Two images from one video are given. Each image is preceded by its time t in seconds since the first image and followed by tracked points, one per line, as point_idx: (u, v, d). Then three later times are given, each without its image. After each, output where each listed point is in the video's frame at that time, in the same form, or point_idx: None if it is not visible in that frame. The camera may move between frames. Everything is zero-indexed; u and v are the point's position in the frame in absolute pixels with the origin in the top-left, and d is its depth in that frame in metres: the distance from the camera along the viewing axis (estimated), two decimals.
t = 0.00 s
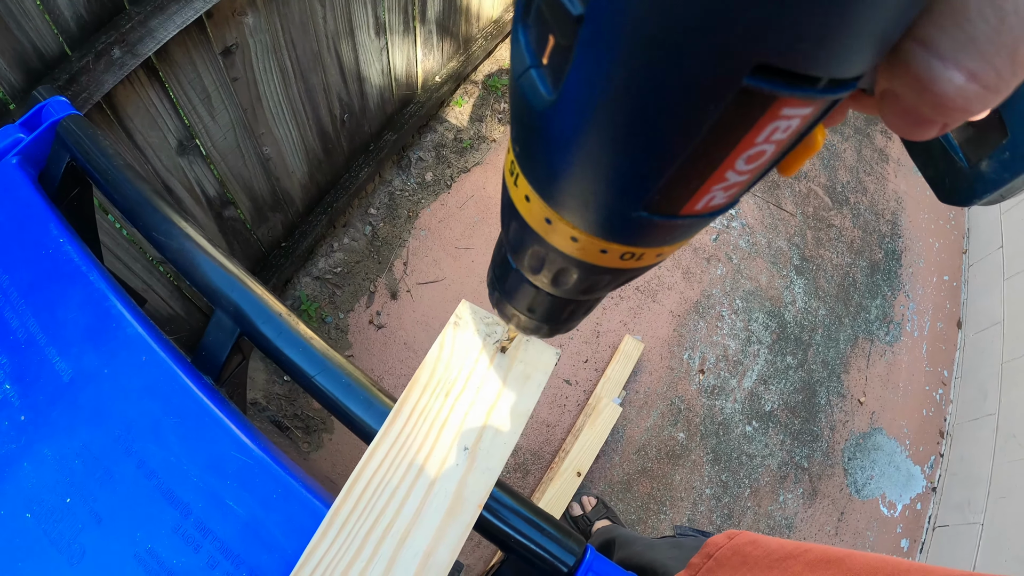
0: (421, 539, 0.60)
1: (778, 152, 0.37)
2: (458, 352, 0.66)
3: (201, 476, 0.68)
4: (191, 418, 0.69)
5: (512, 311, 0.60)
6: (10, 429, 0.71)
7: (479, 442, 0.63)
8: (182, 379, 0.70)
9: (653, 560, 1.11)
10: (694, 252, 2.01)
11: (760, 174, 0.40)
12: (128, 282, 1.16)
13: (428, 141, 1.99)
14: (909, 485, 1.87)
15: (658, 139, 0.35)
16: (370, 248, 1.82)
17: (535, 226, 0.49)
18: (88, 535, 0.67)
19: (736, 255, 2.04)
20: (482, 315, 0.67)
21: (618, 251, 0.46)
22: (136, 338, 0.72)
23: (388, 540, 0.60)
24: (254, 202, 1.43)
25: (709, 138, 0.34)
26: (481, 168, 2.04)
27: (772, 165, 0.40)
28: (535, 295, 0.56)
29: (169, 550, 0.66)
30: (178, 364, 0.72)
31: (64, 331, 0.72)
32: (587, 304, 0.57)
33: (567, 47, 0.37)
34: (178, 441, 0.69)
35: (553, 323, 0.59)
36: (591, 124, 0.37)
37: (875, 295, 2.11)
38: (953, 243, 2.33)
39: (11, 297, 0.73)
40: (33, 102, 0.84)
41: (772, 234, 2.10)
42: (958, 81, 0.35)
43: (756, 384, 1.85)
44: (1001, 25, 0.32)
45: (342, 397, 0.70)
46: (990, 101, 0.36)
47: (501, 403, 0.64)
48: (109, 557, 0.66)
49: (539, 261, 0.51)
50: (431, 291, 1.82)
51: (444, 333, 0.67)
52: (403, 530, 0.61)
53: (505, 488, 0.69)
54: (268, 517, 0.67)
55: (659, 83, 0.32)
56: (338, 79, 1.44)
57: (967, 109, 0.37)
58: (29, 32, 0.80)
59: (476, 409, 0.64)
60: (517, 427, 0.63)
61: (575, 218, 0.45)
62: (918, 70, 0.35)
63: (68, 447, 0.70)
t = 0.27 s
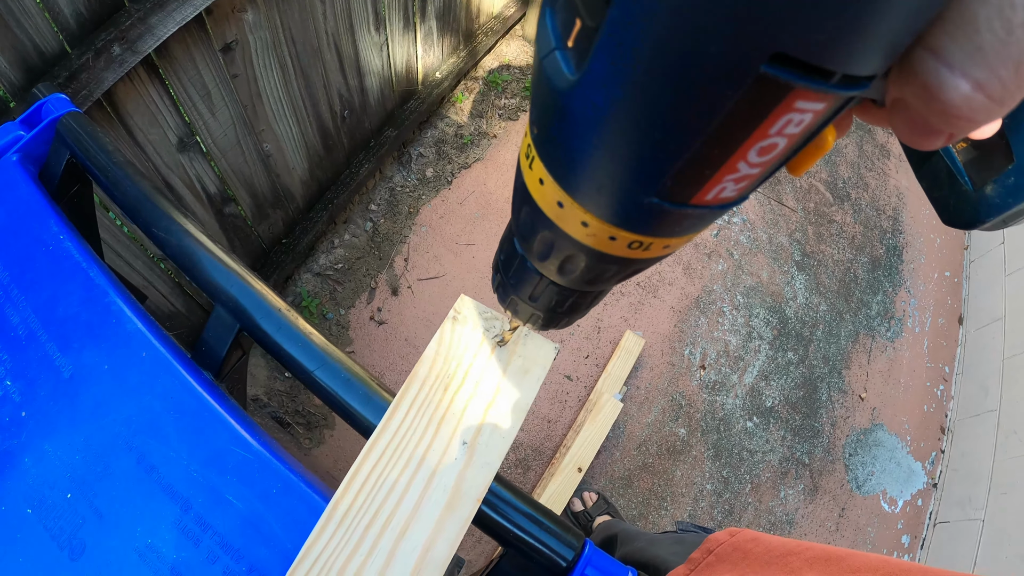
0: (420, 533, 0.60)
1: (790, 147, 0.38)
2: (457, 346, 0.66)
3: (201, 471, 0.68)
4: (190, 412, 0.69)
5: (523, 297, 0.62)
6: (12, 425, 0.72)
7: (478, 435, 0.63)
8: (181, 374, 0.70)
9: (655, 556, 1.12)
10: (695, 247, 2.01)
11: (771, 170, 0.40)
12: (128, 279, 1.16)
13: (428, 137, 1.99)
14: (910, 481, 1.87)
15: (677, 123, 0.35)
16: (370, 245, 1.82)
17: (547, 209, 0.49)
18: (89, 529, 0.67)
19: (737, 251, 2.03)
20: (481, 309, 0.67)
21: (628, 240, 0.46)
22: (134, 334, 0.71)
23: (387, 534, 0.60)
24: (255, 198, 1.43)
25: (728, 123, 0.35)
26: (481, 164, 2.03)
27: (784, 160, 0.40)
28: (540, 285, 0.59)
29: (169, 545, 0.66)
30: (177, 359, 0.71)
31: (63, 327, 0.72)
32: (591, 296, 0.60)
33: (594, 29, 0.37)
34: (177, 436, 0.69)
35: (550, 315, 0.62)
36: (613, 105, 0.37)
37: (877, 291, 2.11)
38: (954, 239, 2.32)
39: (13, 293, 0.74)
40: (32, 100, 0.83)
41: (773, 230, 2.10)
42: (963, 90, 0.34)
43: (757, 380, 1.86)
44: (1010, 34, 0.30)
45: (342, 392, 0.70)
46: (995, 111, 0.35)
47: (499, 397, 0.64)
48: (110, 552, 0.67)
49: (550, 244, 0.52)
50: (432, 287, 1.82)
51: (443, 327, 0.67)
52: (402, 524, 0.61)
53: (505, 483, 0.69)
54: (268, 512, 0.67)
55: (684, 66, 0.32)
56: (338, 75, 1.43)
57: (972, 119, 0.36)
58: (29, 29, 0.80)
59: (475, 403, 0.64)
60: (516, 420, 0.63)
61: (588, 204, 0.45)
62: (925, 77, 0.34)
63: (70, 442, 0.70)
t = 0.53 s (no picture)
0: (420, 532, 0.60)
1: (780, 138, 0.34)
2: (457, 344, 0.66)
3: (201, 469, 0.68)
4: (190, 411, 0.69)
5: (508, 302, 0.58)
6: (11, 424, 0.72)
7: (479, 434, 0.63)
8: (181, 372, 0.70)
9: (658, 552, 1.12)
10: (698, 244, 2.01)
11: (762, 163, 0.37)
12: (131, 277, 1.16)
13: (431, 134, 1.98)
14: (913, 478, 1.87)
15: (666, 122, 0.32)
16: (373, 241, 1.81)
17: (533, 209, 0.45)
18: (90, 528, 0.67)
19: (741, 247, 2.03)
20: (482, 308, 0.67)
21: (619, 238, 0.42)
22: (133, 331, 0.71)
23: (387, 533, 0.60)
24: (257, 195, 1.42)
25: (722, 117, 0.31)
26: (484, 161, 2.02)
27: (778, 150, 0.36)
28: (524, 277, 0.53)
29: (170, 544, 0.66)
30: (177, 356, 0.71)
31: (63, 325, 0.72)
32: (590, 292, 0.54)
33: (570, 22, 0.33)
34: (177, 434, 0.69)
35: (550, 315, 0.57)
36: (596, 102, 0.34)
37: (880, 288, 2.10)
38: (959, 235, 2.31)
39: (12, 292, 0.74)
40: (33, 98, 0.83)
41: (777, 226, 2.09)
42: (959, 73, 0.32)
43: (760, 377, 1.85)
44: (1005, 14, 0.29)
45: (341, 390, 0.69)
46: (992, 97, 0.33)
47: (500, 395, 0.64)
48: (110, 551, 0.67)
49: (538, 245, 0.48)
50: (434, 284, 1.81)
51: (443, 325, 0.67)
52: (402, 523, 0.60)
53: (505, 482, 0.70)
54: (268, 511, 0.67)
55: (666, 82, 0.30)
56: (339, 72, 1.43)
57: (968, 104, 0.35)
58: (29, 28, 0.79)
59: (476, 401, 0.64)
60: (516, 419, 0.63)
61: (575, 203, 0.41)
62: (917, 62, 0.32)
63: (71, 440, 0.70)
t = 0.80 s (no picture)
0: (417, 531, 0.59)
1: (789, 135, 0.34)
2: (455, 342, 0.65)
3: (199, 468, 0.68)
4: (188, 410, 0.69)
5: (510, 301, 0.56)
6: (10, 424, 0.71)
7: (477, 432, 0.62)
8: (179, 371, 0.70)
9: (659, 547, 1.12)
10: (700, 241, 2.00)
11: (769, 161, 0.36)
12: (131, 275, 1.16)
13: (432, 131, 1.97)
14: (915, 476, 1.87)
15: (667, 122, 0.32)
16: (374, 240, 1.81)
17: (537, 206, 0.45)
18: (89, 526, 0.66)
19: (742, 244, 2.02)
20: (480, 305, 0.65)
21: (622, 235, 0.42)
22: (131, 331, 0.71)
23: (384, 533, 0.60)
24: (258, 194, 1.42)
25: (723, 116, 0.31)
26: (485, 158, 2.02)
27: (785, 147, 0.36)
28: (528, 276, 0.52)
29: (168, 544, 0.66)
30: (174, 355, 0.71)
31: (61, 325, 0.72)
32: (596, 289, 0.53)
33: (576, 16, 0.33)
34: (176, 434, 0.69)
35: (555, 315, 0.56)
36: (599, 99, 0.34)
37: (882, 285, 2.09)
38: (961, 231, 2.30)
39: (10, 292, 0.73)
40: (31, 98, 0.82)
41: (779, 223, 2.08)
42: (965, 72, 0.32)
43: (762, 374, 1.85)
44: (1013, 13, 0.28)
45: (339, 389, 0.69)
46: (997, 94, 0.33)
47: (498, 394, 0.63)
48: (107, 551, 0.66)
49: (540, 241, 0.47)
50: (435, 282, 1.81)
51: (441, 323, 0.65)
52: (399, 522, 0.60)
53: (504, 480, 0.69)
54: (265, 509, 0.67)
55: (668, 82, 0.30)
56: (340, 70, 1.42)
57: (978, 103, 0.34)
58: (28, 28, 0.79)
59: (474, 399, 0.63)
60: (516, 417, 0.62)
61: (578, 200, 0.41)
62: (923, 60, 0.31)
63: (67, 439, 0.70)
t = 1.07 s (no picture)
0: (409, 536, 0.59)
1: (804, 120, 0.33)
2: (447, 344, 0.64)
3: (189, 472, 0.67)
4: (178, 413, 0.68)
5: (510, 295, 0.57)
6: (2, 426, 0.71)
7: (470, 436, 0.61)
8: (169, 373, 0.69)
9: (658, 549, 1.12)
10: (700, 240, 2.00)
11: (777, 152, 0.36)
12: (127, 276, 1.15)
13: (431, 130, 1.96)
14: (916, 475, 1.87)
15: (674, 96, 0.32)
16: (372, 239, 1.80)
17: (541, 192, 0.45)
18: (79, 530, 0.66)
19: (742, 243, 2.02)
20: (473, 306, 0.66)
21: (624, 224, 0.42)
22: (122, 333, 0.70)
23: (375, 538, 0.59)
24: (256, 193, 1.41)
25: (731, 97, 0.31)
26: (484, 157, 2.01)
27: (797, 137, 0.35)
28: (524, 269, 0.53)
29: (158, 549, 0.65)
30: (164, 357, 0.70)
31: (52, 326, 0.71)
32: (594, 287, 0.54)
33: None
34: (166, 436, 0.68)
35: (556, 312, 0.56)
36: (609, 70, 0.34)
37: (883, 284, 2.09)
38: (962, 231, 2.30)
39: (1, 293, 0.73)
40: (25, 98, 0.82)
41: (779, 222, 2.08)
42: (983, 61, 0.32)
43: (763, 373, 1.85)
44: None
45: (330, 392, 0.68)
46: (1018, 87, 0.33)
47: (491, 397, 0.62)
48: (97, 555, 0.65)
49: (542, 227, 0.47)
50: (434, 281, 1.80)
51: (433, 324, 0.65)
52: (391, 527, 0.59)
53: (496, 483, 0.69)
54: (255, 513, 0.66)
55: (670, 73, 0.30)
56: (338, 68, 1.41)
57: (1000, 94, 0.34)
58: (23, 28, 0.78)
59: (466, 402, 0.62)
60: (509, 420, 0.62)
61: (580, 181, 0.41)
62: (939, 48, 0.31)
63: (58, 442, 0.69)
